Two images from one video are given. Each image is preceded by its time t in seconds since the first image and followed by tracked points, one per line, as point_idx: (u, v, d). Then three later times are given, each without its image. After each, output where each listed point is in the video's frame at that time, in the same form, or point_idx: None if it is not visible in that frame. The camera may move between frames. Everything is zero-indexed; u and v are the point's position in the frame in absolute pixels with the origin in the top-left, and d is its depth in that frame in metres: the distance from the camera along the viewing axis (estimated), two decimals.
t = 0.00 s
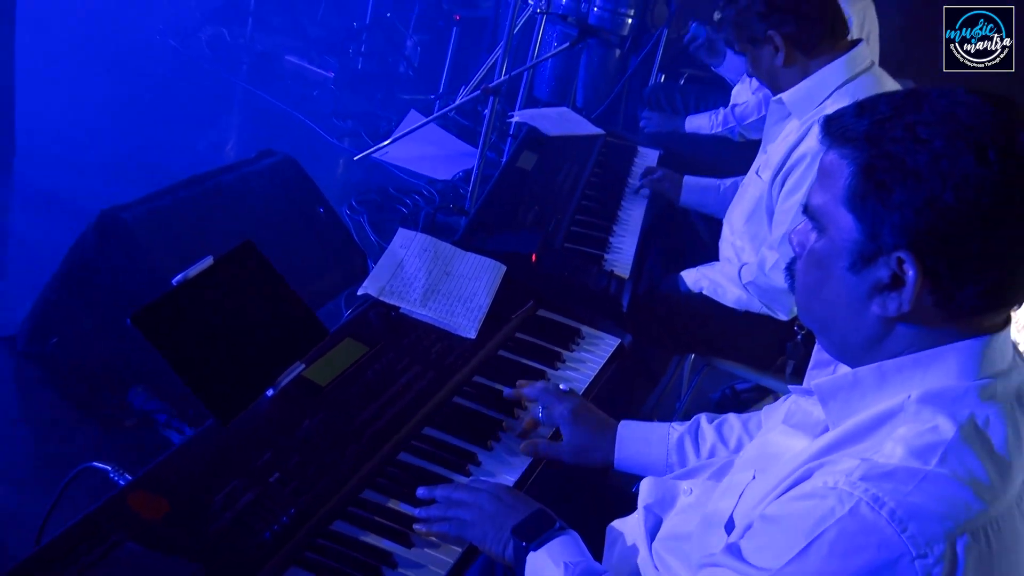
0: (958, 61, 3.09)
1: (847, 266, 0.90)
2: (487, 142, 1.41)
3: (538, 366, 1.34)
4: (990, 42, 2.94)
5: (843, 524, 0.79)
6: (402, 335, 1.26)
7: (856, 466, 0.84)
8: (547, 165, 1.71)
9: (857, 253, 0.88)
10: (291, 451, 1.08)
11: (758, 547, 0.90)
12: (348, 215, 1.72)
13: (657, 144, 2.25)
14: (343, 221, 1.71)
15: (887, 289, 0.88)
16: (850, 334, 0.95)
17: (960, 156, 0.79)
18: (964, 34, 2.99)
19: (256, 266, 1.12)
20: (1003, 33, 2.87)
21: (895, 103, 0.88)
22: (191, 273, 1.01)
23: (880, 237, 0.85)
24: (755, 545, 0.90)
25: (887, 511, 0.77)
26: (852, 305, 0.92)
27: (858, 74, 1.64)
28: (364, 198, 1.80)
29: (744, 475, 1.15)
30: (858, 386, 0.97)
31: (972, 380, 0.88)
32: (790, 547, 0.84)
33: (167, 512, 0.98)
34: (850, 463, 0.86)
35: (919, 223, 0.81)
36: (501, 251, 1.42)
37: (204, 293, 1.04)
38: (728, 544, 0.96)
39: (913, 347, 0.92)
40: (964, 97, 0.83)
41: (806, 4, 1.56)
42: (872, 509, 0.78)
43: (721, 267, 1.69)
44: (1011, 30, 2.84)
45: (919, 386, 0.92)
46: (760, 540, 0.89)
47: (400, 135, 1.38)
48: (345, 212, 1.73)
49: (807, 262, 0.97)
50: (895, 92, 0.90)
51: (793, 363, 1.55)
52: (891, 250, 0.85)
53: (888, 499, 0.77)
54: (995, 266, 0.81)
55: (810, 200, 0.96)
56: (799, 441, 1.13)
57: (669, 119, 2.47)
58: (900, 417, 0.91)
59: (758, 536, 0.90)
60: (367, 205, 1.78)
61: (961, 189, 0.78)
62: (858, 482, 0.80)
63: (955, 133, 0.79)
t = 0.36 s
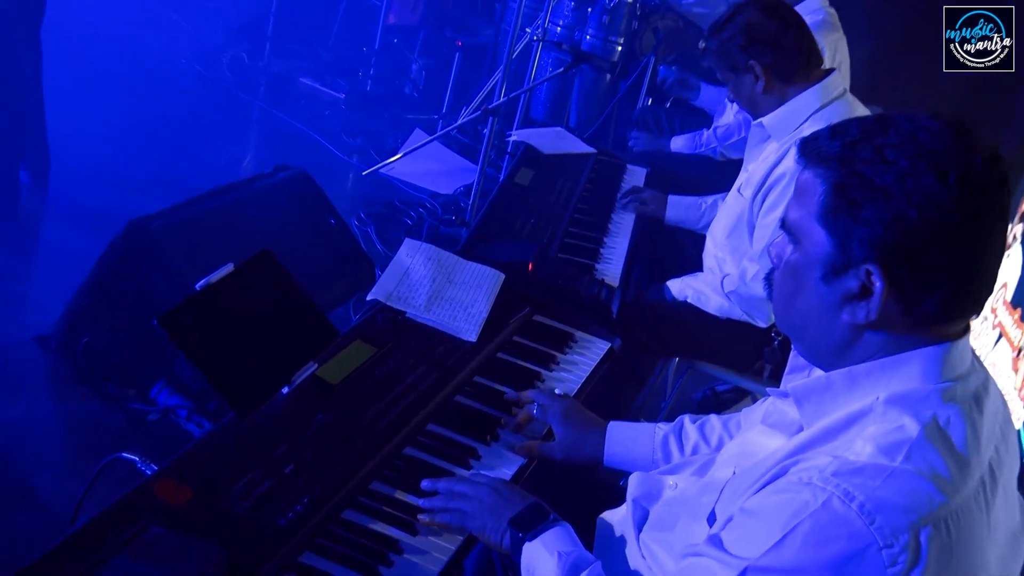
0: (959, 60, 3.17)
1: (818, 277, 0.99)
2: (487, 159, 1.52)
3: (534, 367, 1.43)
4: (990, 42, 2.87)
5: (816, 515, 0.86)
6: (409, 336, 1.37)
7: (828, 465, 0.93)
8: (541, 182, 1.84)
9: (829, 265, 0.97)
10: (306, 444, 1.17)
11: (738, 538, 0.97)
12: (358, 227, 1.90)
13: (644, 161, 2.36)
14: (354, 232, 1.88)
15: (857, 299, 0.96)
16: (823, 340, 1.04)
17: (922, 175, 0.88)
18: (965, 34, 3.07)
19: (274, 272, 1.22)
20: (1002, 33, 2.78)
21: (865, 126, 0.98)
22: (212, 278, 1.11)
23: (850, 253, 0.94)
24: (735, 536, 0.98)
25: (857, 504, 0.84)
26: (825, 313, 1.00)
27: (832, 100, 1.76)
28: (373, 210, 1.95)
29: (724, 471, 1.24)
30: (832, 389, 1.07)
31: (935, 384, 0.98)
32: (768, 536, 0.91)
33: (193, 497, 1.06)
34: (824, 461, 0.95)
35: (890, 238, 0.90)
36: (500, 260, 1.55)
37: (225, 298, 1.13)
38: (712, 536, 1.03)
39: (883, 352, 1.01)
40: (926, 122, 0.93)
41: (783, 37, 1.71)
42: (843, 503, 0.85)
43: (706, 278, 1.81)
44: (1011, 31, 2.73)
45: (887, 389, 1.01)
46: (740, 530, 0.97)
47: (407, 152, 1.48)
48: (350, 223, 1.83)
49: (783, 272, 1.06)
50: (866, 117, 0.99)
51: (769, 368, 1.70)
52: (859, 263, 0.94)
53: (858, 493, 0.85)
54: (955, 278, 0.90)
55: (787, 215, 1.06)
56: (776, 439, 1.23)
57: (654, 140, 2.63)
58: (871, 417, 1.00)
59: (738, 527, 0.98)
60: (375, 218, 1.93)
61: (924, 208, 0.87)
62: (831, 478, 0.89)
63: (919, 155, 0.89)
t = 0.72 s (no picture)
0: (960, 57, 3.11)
1: (782, 278, 1.05)
2: (485, 175, 1.61)
3: (528, 367, 1.53)
4: (990, 42, 2.60)
5: (789, 508, 0.88)
6: (410, 337, 1.46)
7: (801, 461, 0.95)
8: (536, 195, 1.96)
9: (792, 269, 1.03)
10: (317, 438, 1.24)
11: (719, 528, 0.99)
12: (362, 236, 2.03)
13: (632, 177, 2.47)
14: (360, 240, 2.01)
15: (810, 302, 1.02)
16: (784, 341, 1.12)
17: (871, 202, 0.92)
18: (964, 32, 2.85)
19: (287, 277, 1.31)
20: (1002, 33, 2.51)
21: (842, 146, 0.99)
22: (230, 282, 1.21)
23: (812, 261, 0.99)
24: (715, 528, 1.00)
25: (827, 497, 0.87)
26: (785, 310, 1.06)
27: (804, 121, 1.88)
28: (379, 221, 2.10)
29: (705, 465, 1.32)
30: (806, 390, 1.11)
31: (900, 386, 1.02)
32: (745, 528, 0.93)
33: (213, 488, 1.11)
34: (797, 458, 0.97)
35: (841, 252, 0.95)
36: (495, 266, 1.66)
37: (245, 300, 1.24)
38: (693, 529, 1.05)
39: (850, 356, 1.05)
40: (892, 144, 0.94)
41: (757, 64, 1.84)
42: (814, 496, 0.88)
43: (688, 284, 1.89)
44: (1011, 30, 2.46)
45: (855, 391, 1.05)
46: (718, 524, 0.99)
47: (409, 168, 1.58)
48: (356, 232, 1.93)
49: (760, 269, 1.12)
50: (832, 140, 1.01)
51: (747, 370, 1.81)
52: (817, 271, 0.99)
53: (827, 488, 0.88)
54: (902, 295, 0.94)
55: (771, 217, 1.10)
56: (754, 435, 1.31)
57: (642, 156, 2.77)
58: (840, 417, 1.03)
59: (717, 521, 0.99)
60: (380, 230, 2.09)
61: (869, 228, 0.92)
62: (802, 473, 0.91)
63: (872, 180, 0.92)
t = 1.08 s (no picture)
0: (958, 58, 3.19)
1: (764, 282, 1.08)
2: (481, 184, 1.68)
3: (523, 365, 1.60)
4: (990, 41, 2.71)
5: (772, 499, 0.90)
6: (410, 338, 1.53)
7: (783, 454, 0.96)
8: (530, 202, 2.04)
9: (773, 272, 1.06)
10: (323, 434, 1.30)
11: (703, 519, 1.00)
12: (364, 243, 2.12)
13: (622, 185, 2.56)
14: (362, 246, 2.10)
15: (792, 303, 1.05)
16: (770, 340, 1.12)
17: (845, 209, 0.97)
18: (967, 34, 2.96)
19: (292, 280, 1.37)
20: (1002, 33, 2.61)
21: (819, 155, 1.03)
22: (238, 285, 1.27)
23: (792, 264, 1.03)
24: (699, 518, 1.01)
25: (807, 489, 0.89)
26: (767, 312, 1.09)
27: (785, 131, 1.98)
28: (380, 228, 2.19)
29: (693, 460, 1.36)
30: (787, 386, 1.12)
31: (877, 382, 1.04)
32: (728, 519, 0.94)
33: (220, 481, 1.17)
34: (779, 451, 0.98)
35: (820, 254, 0.99)
36: (490, 271, 1.74)
37: (253, 301, 1.30)
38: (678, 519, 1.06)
39: (830, 354, 1.07)
40: (864, 153, 1.00)
41: (745, 77, 1.94)
42: (795, 488, 0.90)
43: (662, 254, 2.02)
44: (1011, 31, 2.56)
45: (834, 387, 1.06)
46: (701, 515, 1.00)
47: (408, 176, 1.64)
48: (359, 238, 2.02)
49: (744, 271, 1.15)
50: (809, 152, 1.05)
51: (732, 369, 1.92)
52: (798, 274, 1.02)
53: (808, 480, 0.90)
54: (874, 298, 0.98)
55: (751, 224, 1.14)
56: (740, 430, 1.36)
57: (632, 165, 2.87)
58: (820, 413, 1.05)
59: (701, 513, 1.00)
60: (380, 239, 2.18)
61: (844, 233, 0.96)
62: (785, 465, 0.93)
63: (847, 188, 0.97)
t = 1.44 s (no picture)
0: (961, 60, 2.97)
1: (771, 288, 1.07)
2: (477, 185, 1.69)
3: (519, 365, 1.61)
4: (990, 43, 2.61)
5: (769, 497, 0.90)
6: (407, 338, 1.54)
7: (779, 451, 0.97)
8: (526, 203, 2.06)
9: (780, 278, 1.05)
10: (321, 433, 1.30)
11: (700, 517, 1.00)
12: (362, 244, 2.14)
13: (617, 186, 2.58)
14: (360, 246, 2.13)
15: (801, 307, 1.05)
16: (774, 343, 1.11)
17: (860, 206, 0.97)
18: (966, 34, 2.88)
19: (289, 281, 1.37)
20: (1003, 33, 2.52)
21: (814, 157, 1.04)
22: (236, 285, 1.26)
23: (797, 267, 1.02)
24: (696, 516, 1.01)
25: (803, 486, 0.90)
26: (772, 317, 1.08)
27: (778, 128, 1.99)
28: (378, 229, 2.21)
29: (689, 458, 1.36)
30: (783, 383, 1.12)
31: (873, 380, 1.05)
32: (725, 517, 0.94)
33: (218, 481, 1.16)
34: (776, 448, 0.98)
35: (830, 255, 0.99)
36: (487, 272, 1.75)
37: (248, 301, 1.29)
38: (675, 517, 1.06)
39: (826, 353, 1.08)
40: (863, 154, 1.00)
41: (740, 77, 1.96)
42: (792, 486, 0.90)
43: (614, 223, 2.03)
44: (1011, 31, 2.48)
45: (830, 384, 1.07)
46: (698, 512, 1.00)
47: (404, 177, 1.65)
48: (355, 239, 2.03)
49: (740, 280, 1.14)
50: (815, 148, 1.05)
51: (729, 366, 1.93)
52: (806, 277, 1.02)
53: (804, 477, 0.90)
54: (884, 295, 0.99)
55: (746, 230, 1.13)
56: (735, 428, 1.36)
57: (627, 166, 2.89)
58: (815, 410, 1.05)
59: (698, 510, 1.01)
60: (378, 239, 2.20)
61: (860, 232, 0.96)
62: (781, 463, 0.93)
63: (858, 187, 0.97)
